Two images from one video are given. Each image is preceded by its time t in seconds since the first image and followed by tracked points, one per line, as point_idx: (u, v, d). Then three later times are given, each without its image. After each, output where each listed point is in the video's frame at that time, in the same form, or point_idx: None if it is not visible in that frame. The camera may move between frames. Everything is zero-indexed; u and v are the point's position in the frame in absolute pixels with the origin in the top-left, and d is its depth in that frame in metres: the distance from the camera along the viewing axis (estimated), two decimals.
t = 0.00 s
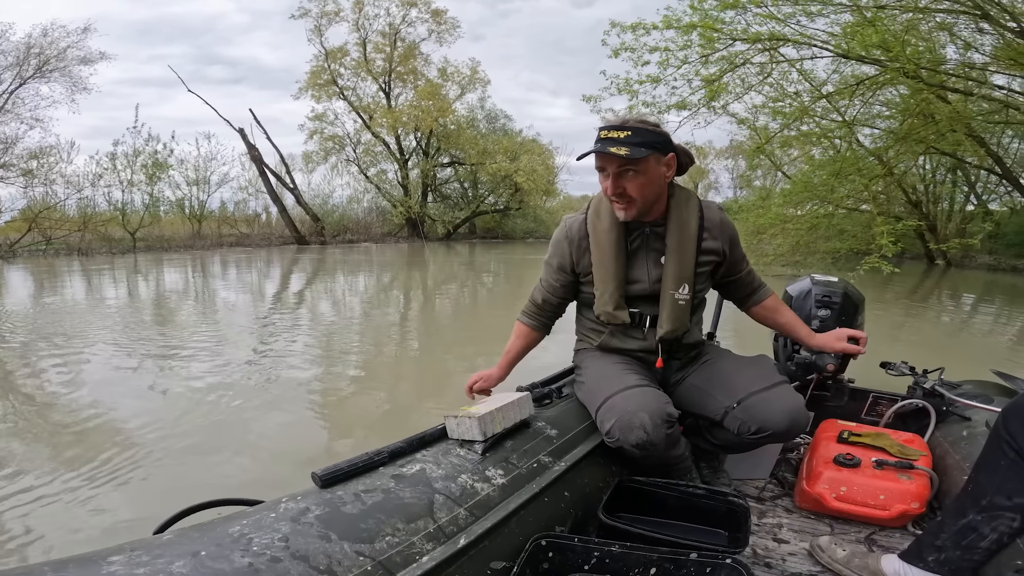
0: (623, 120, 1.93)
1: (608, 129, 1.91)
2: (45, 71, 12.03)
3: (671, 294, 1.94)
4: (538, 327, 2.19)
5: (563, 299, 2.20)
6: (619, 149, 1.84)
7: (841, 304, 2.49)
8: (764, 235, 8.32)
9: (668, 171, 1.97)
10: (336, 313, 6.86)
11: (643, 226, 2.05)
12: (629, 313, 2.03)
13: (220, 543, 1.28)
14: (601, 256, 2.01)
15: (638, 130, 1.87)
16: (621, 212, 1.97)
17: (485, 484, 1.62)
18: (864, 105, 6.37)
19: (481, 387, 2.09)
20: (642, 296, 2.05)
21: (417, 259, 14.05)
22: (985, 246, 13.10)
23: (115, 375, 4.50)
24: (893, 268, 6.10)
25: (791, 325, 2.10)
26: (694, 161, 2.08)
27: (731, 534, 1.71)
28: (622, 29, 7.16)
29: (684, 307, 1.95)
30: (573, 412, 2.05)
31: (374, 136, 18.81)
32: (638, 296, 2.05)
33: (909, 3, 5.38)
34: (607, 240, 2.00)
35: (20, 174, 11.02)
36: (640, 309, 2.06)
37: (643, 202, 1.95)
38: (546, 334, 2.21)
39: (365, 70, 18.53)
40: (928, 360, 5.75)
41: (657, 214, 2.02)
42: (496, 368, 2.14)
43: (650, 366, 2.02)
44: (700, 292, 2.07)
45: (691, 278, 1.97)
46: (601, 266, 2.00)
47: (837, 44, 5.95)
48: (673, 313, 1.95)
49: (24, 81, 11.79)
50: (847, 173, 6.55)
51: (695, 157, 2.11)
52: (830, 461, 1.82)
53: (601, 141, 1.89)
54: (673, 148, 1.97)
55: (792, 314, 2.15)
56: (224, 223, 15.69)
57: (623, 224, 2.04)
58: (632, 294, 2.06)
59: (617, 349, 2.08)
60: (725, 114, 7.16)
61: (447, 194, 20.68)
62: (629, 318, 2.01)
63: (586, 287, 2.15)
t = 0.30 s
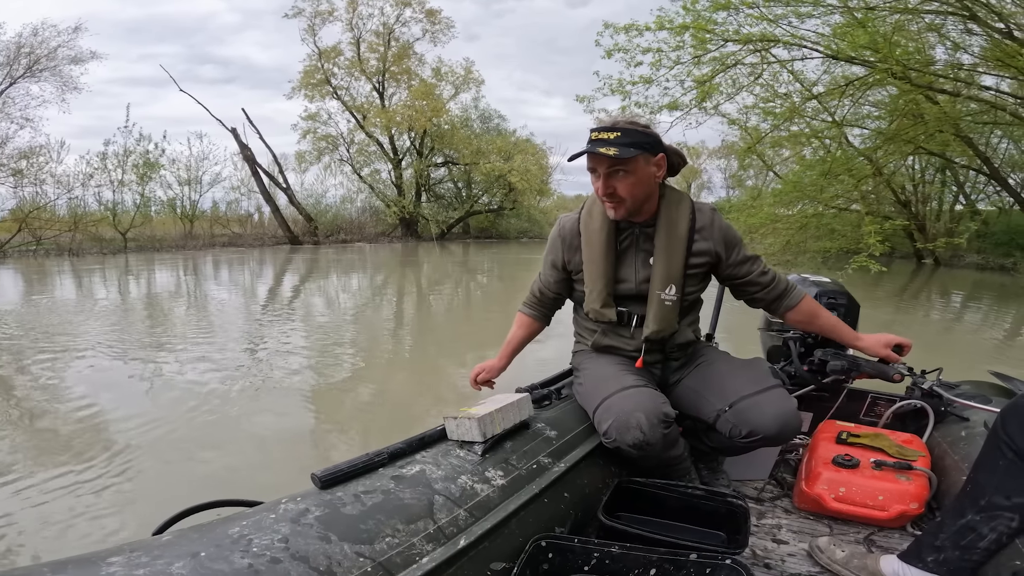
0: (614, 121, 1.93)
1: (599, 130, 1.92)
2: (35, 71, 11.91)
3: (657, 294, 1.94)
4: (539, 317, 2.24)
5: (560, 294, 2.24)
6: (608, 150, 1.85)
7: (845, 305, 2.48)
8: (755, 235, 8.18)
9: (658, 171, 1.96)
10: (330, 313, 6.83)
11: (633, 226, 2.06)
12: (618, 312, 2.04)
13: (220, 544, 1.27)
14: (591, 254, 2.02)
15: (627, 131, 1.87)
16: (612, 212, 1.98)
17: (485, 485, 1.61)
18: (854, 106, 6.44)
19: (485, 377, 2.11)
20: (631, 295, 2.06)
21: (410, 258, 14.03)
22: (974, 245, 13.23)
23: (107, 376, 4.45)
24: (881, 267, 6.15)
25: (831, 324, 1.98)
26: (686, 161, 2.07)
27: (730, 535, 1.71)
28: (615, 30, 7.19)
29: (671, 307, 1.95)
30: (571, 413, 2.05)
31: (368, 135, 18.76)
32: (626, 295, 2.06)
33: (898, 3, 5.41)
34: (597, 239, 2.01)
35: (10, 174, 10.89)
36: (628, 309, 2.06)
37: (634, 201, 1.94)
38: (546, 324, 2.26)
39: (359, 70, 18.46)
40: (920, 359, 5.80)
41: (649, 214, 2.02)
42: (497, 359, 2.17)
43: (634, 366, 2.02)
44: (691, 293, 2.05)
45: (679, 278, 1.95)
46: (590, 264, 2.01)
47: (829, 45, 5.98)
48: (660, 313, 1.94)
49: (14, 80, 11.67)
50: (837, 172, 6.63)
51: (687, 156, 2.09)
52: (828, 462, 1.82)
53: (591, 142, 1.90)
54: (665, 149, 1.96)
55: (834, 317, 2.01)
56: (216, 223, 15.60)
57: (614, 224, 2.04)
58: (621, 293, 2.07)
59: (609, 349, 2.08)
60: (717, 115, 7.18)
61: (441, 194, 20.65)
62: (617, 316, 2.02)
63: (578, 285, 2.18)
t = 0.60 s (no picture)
0: (604, 125, 1.92)
1: (589, 134, 1.91)
2: (26, 71, 11.81)
3: (646, 299, 1.93)
4: (535, 300, 2.25)
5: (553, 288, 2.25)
6: (597, 156, 1.84)
7: (843, 306, 2.48)
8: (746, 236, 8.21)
9: (650, 174, 1.95)
10: (323, 313, 6.80)
11: (624, 229, 2.05)
12: (608, 314, 2.04)
13: (214, 548, 1.25)
14: (582, 257, 2.02)
15: (617, 135, 1.86)
16: (604, 216, 1.97)
17: (480, 488, 1.60)
18: (843, 106, 6.49)
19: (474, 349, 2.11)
20: (621, 298, 2.06)
21: (404, 258, 14.01)
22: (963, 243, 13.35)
23: (99, 378, 4.41)
24: (869, 267, 6.21)
25: (839, 326, 1.97)
26: (680, 162, 2.06)
27: (727, 537, 1.71)
28: (608, 31, 7.23)
29: (661, 312, 1.94)
30: (567, 415, 2.04)
31: (361, 136, 18.72)
32: (617, 298, 2.06)
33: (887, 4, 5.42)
34: (588, 242, 2.01)
35: None
36: (620, 311, 2.06)
37: (626, 205, 1.94)
38: (540, 308, 2.27)
39: (352, 70, 18.40)
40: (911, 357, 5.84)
41: (640, 218, 2.01)
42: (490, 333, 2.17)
43: (626, 369, 2.01)
44: (683, 297, 2.04)
45: (669, 283, 1.95)
46: (581, 267, 2.01)
47: (821, 46, 6.03)
48: (649, 318, 1.94)
49: (3, 80, 11.56)
50: (827, 172, 6.72)
51: (681, 159, 2.09)
52: (825, 463, 1.82)
53: (581, 147, 1.90)
54: (656, 152, 1.95)
55: (841, 318, 1.99)
56: (208, 224, 15.50)
57: (606, 227, 2.04)
58: (612, 296, 2.07)
59: (603, 351, 2.08)
60: (709, 115, 7.21)
61: (434, 194, 20.63)
62: (607, 318, 2.02)
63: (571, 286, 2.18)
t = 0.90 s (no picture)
0: (600, 123, 1.92)
1: (584, 134, 1.90)
2: (16, 70, 11.69)
3: (645, 299, 1.93)
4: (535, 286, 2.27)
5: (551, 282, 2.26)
6: (593, 155, 1.84)
7: (843, 304, 2.47)
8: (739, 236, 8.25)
9: (648, 172, 1.95)
10: (318, 313, 6.77)
11: (623, 227, 2.05)
12: (607, 313, 2.03)
13: (212, 549, 1.23)
14: (581, 255, 2.02)
15: (614, 134, 1.85)
16: (602, 215, 1.96)
17: (480, 487, 1.59)
18: (832, 108, 6.50)
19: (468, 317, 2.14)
20: (620, 296, 2.06)
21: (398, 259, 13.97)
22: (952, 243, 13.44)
23: (91, 379, 4.37)
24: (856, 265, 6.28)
25: (842, 325, 1.97)
26: (678, 159, 2.05)
27: (728, 536, 1.70)
28: (603, 32, 7.28)
29: (660, 311, 1.94)
30: (567, 414, 2.03)
31: (354, 136, 18.64)
32: (616, 296, 2.06)
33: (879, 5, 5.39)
34: (586, 241, 2.01)
35: None
36: (619, 309, 2.06)
37: (624, 204, 1.93)
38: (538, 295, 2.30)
39: (346, 70, 18.31)
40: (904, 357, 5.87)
41: (639, 216, 2.01)
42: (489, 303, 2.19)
43: (627, 368, 2.01)
44: (682, 296, 2.04)
45: (668, 282, 1.94)
46: (581, 266, 2.00)
47: (812, 48, 6.06)
48: (648, 317, 1.94)
49: None
50: (817, 172, 6.84)
51: (680, 156, 2.08)
52: (825, 462, 1.82)
53: (578, 146, 1.89)
54: (654, 150, 1.94)
55: (844, 316, 1.99)
56: (201, 224, 15.39)
57: (605, 225, 2.04)
58: (611, 294, 2.07)
59: (603, 349, 2.08)
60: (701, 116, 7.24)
61: (428, 194, 20.59)
62: (606, 317, 2.02)
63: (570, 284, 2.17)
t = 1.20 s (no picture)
0: (601, 123, 1.91)
1: (586, 134, 1.90)
2: (6, 70, 11.71)
3: (646, 299, 1.93)
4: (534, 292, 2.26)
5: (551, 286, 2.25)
6: (595, 155, 1.83)
7: (841, 303, 2.47)
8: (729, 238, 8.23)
9: (649, 172, 1.95)
10: (309, 314, 6.78)
11: (623, 227, 2.04)
12: (607, 313, 2.03)
13: (207, 545, 1.24)
14: (581, 256, 2.02)
15: (616, 134, 1.85)
16: (603, 216, 1.96)
17: (476, 485, 1.59)
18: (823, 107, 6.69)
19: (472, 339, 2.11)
20: (620, 297, 2.06)
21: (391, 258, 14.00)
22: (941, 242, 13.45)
23: (82, 380, 4.38)
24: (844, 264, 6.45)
25: (842, 324, 1.96)
26: (678, 159, 2.05)
27: (723, 536, 1.71)
28: (596, 34, 7.28)
29: (661, 312, 1.93)
30: (565, 413, 2.04)
31: (348, 136, 18.64)
32: (616, 296, 2.06)
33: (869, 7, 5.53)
34: (587, 241, 2.00)
35: None
36: (619, 310, 2.06)
37: (625, 204, 1.93)
38: (538, 302, 2.28)
39: (340, 69, 18.29)
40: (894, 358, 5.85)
41: (640, 217, 2.00)
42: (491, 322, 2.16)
43: (626, 368, 2.01)
44: (682, 295, 2.04)
45: (669, 282, 1.94)
46: (581, 266, 2.00)
47: (804, 48, 6.09)
48: (649, 317, 1.94)
49: None
50: (807, 172, 6.84)
51: (680, 156, 2.08)
52: (820, 462, 1.83)
53: (579, 147, 1.89)
54: (655, 149, 1.94)
55: (842, 315, 1.99)
56: (193, 224, 15.39)
57: (605, 225, 2.03)
58: (611, 294, 2.07)
59: (603, 349, 2.08)
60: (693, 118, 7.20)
61: (423, 194, 20.61)
62: (607, 317, 2.02)
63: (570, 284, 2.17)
